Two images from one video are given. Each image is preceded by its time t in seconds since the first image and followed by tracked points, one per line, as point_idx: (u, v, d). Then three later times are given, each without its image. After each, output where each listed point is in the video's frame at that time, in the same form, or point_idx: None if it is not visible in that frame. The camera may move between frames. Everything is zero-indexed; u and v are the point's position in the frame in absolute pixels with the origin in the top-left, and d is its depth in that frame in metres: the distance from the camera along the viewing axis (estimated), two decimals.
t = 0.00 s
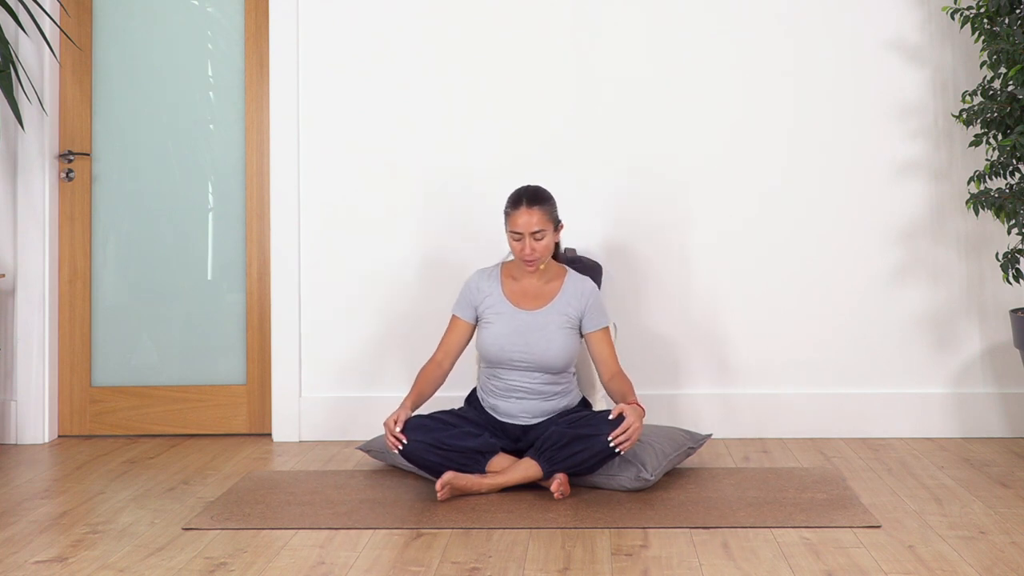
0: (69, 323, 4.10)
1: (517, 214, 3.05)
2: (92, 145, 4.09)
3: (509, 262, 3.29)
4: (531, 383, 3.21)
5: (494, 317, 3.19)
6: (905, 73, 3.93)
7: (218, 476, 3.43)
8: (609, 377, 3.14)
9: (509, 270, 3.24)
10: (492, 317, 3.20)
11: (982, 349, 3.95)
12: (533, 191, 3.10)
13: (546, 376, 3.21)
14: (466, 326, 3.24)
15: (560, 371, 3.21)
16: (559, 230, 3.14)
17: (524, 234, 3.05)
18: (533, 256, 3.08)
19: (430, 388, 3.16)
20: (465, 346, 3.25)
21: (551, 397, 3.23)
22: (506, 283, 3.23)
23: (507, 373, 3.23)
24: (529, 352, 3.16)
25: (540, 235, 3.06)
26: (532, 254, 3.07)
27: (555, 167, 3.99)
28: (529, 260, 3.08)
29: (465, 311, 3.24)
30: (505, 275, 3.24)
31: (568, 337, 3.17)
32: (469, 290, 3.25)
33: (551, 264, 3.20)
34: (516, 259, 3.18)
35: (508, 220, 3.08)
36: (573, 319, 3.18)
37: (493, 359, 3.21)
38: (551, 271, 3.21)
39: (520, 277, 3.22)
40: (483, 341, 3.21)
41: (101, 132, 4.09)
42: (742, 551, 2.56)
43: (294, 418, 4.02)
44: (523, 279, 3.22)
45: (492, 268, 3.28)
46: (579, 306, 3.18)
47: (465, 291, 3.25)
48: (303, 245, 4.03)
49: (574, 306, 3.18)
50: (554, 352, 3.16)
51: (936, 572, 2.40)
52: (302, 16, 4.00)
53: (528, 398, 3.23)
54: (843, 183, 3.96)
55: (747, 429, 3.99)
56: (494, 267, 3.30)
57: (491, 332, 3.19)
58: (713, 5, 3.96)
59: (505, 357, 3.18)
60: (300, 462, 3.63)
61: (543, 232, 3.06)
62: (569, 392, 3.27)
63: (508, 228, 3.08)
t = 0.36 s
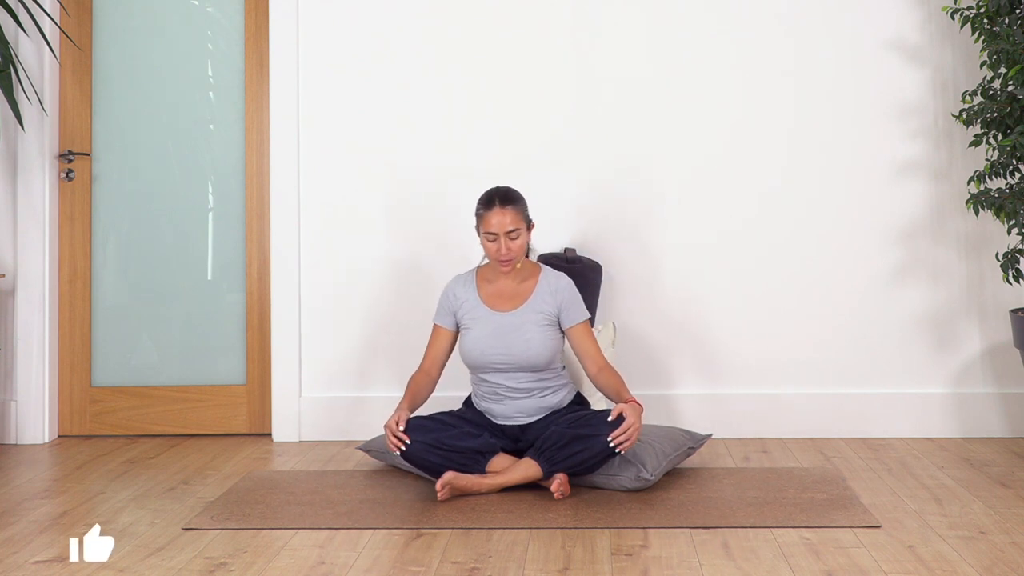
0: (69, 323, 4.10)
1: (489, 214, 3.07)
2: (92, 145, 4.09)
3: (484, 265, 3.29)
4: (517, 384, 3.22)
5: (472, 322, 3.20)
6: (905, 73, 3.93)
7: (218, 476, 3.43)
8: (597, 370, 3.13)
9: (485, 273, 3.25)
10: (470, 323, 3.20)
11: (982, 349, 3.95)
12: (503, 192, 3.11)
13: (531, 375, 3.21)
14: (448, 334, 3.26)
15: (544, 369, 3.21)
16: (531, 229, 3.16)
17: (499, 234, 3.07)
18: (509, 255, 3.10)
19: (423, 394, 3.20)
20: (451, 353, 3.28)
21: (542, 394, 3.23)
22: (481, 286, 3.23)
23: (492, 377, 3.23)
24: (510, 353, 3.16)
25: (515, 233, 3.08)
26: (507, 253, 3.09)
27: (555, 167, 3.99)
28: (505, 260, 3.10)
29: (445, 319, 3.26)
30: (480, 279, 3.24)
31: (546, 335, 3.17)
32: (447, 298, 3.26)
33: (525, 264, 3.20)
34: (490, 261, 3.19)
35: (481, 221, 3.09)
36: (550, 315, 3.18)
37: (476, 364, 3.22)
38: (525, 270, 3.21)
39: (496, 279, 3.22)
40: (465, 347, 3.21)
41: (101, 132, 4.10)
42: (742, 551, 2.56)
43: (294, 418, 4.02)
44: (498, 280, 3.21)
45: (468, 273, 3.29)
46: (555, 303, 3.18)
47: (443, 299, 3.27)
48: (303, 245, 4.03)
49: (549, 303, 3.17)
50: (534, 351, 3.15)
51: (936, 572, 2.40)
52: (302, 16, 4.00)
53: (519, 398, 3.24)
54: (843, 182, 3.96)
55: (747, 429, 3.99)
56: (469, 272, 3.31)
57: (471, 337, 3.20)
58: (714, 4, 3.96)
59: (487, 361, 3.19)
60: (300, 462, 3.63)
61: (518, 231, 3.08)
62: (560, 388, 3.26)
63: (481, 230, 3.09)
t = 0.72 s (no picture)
0: (69, 323, 4.10)
1: (467, 216, 3.08)
2: (92, 145, 4.09)
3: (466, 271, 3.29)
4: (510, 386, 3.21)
5: (457, 329, 3.20)
6: (905, 73, 3.93)
7: (218, 476, 3.43)
8: (586, 364, 3.12)
9: (466, 279, 3.25)
10: (455, 330, 3.20)
11: (982, 349, 3.95)
12: (478, 195, 3.13)
13: (521, 375, 3.20)
14: (437, 344, 3.27)
15: (532, 368, 3.20)
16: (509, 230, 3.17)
17: (478, 234, 3.07)
18: (490, 255, 3.09)
19: (420, 400, 3.23)
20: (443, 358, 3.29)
21: (536, 392, 3.23)
22: (463, 293, 3.23)
23: (482, 381, 3.23)
24: (496, 356, 3.16)
25: (494, 232, 3.08)
26: (488, 253, 3.08)
27: (555, 167, 3.99)
28: (486, 261, 3.09)
29: (432, 329, 3.27)
30: (463, 285, 3.25)
31: (530, 334, 3.16)
32: (431, 308, 3.26)
33: (505, 265, 3.19)
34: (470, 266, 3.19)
35: (459, 224, 3.10)
36: (533, 314, 3.17)
37: (466, 370, 3.22)
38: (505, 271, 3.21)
39: (477, 284, 3.22)
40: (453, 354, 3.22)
41: (101, 132, 4.10)
42: (742, 551, 2.56)
43: (294, 419, 4.02)
44: (480, 284, 3.21)
45: (450, 281, 3.29)
46: (536, 301, 3.17)
47: (428, 309, 3.27)
48: (303, 245, 4.03)
49: (530, 301, 3.17)
50: (519, 351, 3.15)
51: (936, 572, 2.40)
52: (302, 16, 4.00)
53: (514, 398, 3.24)
54: (843, 182, 3.96)
55: (746, 429, 3.98)
56: (452, 280, 3.31)
57: (457, 344, 3.20)
58: (714, 4, 3.96)
59: (475, 366, 3.19)
60: (299, 462, 3.63)
61: (496, 230, 3.09)
62: (555, 384, 3.27)
63: (460, 232, 3.10)
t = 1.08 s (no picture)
0: (69, 323, 4.10)
1: (452, 218, 3.08)
2: (92, 145, 4.09)
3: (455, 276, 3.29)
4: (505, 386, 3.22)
5: (449, 334, 3.20)
6: (905, 73, 3.93)
7: (218, 476, 3.43)
8: (580, 360, 3.11)
9: (455, 283, 3.25)
10: (447, 336, 3.21)
11: (982, 349, 3.95)
12: (462, 198, 3.13)
13: (515, 374, 3.20)
14: (432, 350, 3.29)
15: (526, 367, 3.20)
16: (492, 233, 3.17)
17: (464, 235, 3.07)
18: (476, 256, 3.09)
19: (420, 405, 3.25)
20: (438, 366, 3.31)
21: (533, 391, 3.23)
22: (452, 298, 3.23)
23: (478, 385, 3.24)
24: (488, 359, 3.16)
25: (480, 233, 3.08)
26: (474, 253, 3.08)
27: (555, 167, 3.99)
28: (473, 262, 3.09)
29: (426, 336, 3.27)
30: (452, 290, 3.25)
31: (520, 334, 3.15)
32: (423, 316, 3.27)
33: (491, 268, 3.19)
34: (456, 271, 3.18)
35: (445, 227, 3.09)
36: (522, 314, 3.16)
37: (460, 375, 3.22)
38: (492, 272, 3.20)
39: (466, 288, 3.21)
40: (447, 359, 3.22)
41: (101, 132, 4.10)
42: (742, 551, 2.56)
43: (294, 419, 4.02)
44: (468, 289, 3.20)
45: (440, 286, 3.29)
46: (523, 300, 3.16)
47: (420, 317, 3.28)
48: (303, 245, 4.03)
49: (518, 301, 3.16)
50: (511, 352, 3.14)
51: (936, 572, 2.40)
52: (302, 16, 4.00)
53: (511, 398, 3.24)
54: (843, 183, 3.96)
55: (746, 429, 3.98)
56: (441, 285, 3.31)
57: (450, 349, 3.21)
58: (714, 4, 3.96)
59: (469, 370, 3.19)
60: (299, 462, 3.63)
61: (482, 231, 3.09)
62: (551, 381, 3.27)
63: (445, 235, 3.09)
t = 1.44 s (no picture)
0: (69, 323, 4.10)
1: (447, 219, 3.07)
2: (92, 145, 4.09)
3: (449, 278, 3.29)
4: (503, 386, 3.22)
5: (445, 337, 3.20)
6: (905, 73, 3.93)
7: (218, 476, 3.43)
8: (577, 358, 3.11)
9: (450, 286, 3.24)
10: (443, 338, 3.20)
11: (982, 349, 3.95)
12: (456, 198, 3.13)
13: (512, 374, 3.21)
14: (429, 353, 3.28)
15: (523, 367, 3.20)
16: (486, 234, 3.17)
17: (460, 236, 3.07)
18: (471, 257, 3.08)
19: (420, 406, 3.27)
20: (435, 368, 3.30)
21: (531, 390, 3.24)
22: (447, 300, 3.23)
23: (476, 386, 3.24)
24: (485, 360, 3.16)
25: (476, 234, 3.08)
26: (470, 254, 3.08)
27: (555, 167, 3.99)
28: (468, 263, 3.09)
29: (422, 339, 3.27)
30: (446, 292, 3.24)
31: (516, 334, 3.16)
32: (418, 319, 3.26)
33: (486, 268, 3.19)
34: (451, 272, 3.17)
35: (440, 228, 3.09)
36: (516, 314, 3.17)
37: (458, 376, 3.23)
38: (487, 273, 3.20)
39: (461, 290, 3.21)
40: (444, 361, 3.22)
41: (101, 132, 4.10)
42: (742, 551, 2.56)
43: (294, 419, 4.02)
44: (463, 291, 3.20)
45: (434, 289, 3.29)
46: (518, 300, 3.16)
47: (415, 321, 3.27)
48: (303, 245, 4.03)
49: (512, 301, 3.16)
50: (508, 352, 3.15)
51: (936, 572, 2.40)
52: (302, 16, 4.00)
53: (509, 398, 3.24)
54: (843, 183, 3.96)
55: (746, 429, 3.98)
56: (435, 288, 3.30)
57: (446, 351, 3.21)
58: (715, 4, 3.96)
59: (466, 372, 3.19)
60: (299, 462, 3.63)
61: (478, 232, 3.09)
62: (548, 380, 3.28)
63: (441, 236, 3.09)
